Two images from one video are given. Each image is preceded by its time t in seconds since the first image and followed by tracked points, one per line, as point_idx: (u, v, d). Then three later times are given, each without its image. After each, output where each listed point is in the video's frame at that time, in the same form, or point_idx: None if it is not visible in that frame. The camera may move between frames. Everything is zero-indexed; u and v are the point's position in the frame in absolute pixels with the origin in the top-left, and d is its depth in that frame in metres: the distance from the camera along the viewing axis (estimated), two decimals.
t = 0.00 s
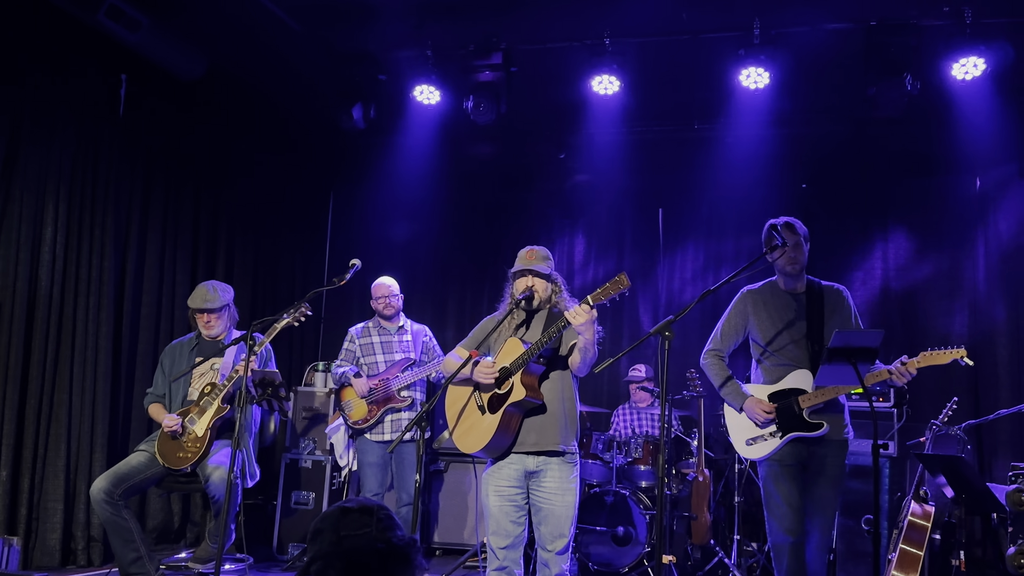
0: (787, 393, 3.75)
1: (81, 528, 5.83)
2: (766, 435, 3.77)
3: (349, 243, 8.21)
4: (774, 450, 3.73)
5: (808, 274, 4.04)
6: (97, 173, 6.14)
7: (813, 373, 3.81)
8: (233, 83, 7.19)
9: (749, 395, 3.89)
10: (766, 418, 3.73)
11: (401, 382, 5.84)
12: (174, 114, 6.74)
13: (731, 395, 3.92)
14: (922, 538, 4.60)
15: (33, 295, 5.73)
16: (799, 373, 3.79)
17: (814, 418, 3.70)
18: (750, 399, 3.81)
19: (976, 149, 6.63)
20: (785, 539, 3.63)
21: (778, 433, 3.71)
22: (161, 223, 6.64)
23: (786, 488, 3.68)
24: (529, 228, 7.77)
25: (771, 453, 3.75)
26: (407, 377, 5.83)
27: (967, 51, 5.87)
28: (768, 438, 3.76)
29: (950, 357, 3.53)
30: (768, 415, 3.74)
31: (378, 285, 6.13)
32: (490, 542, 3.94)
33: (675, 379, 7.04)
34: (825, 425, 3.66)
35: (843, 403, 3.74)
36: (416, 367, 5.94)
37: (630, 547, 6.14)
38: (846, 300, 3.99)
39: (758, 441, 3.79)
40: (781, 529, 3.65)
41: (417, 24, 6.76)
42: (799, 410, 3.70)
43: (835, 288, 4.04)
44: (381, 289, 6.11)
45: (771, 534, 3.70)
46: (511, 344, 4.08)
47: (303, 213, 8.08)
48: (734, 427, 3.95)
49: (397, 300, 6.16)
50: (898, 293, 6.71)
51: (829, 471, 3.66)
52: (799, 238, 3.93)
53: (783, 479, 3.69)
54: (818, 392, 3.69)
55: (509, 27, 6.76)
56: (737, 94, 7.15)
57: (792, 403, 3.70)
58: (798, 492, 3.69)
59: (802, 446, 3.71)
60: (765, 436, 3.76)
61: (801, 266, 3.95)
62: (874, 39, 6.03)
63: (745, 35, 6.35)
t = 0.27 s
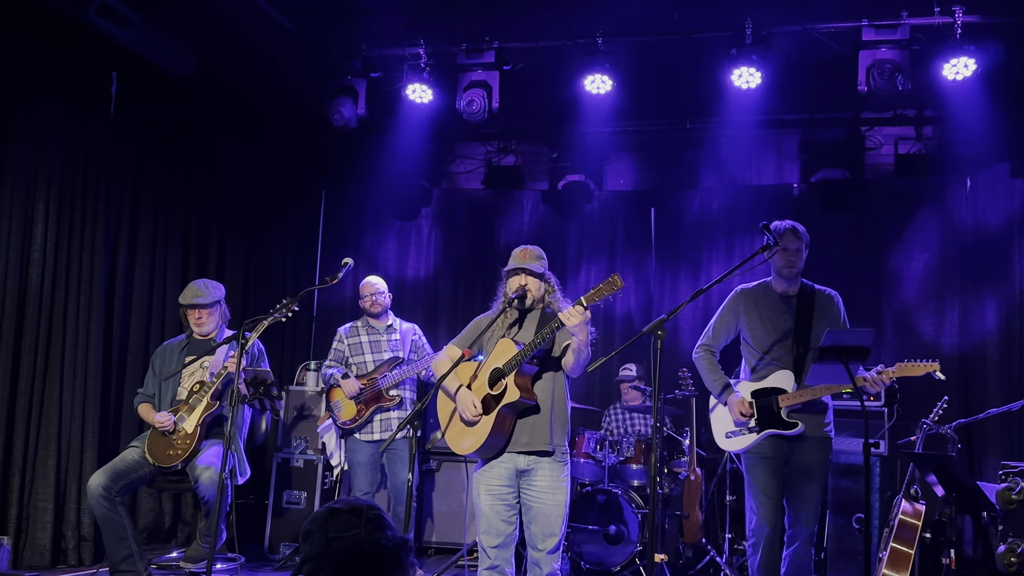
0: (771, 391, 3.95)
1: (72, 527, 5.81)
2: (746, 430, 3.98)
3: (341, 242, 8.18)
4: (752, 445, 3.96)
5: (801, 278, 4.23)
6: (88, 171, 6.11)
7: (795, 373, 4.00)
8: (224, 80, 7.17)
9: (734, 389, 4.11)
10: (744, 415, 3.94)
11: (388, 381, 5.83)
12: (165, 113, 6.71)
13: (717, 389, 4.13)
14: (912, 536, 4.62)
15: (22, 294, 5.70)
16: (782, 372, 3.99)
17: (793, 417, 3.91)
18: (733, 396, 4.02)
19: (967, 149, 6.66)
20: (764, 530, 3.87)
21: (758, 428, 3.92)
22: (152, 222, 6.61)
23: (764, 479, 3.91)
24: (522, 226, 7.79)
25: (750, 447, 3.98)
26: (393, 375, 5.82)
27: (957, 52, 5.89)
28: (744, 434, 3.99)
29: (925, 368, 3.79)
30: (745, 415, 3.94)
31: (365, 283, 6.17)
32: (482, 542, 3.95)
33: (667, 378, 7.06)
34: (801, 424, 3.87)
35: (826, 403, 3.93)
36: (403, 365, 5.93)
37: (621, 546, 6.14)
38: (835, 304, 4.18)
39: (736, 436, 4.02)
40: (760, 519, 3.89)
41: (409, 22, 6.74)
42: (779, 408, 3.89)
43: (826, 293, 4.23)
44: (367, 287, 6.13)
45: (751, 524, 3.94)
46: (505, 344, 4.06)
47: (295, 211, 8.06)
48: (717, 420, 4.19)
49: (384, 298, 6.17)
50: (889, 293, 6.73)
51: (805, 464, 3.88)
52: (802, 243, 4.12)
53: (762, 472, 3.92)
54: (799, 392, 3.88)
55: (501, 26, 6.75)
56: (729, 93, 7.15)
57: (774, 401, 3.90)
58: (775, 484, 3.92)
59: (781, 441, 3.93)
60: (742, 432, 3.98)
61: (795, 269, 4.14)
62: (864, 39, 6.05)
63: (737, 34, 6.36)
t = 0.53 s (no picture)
0: (762, 389, 4.14)
1: (75, 524, 5.84)
2: (739, 427, 4.16)
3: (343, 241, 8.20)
4: (745, 442, 4.13)
5: (796, 279, 4.39)
6: (91, 171, 6.13)
7: (785, 372, 4.20)
8: (226, 79, 7.19)
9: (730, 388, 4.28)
10: (739, 411, 4.12)
11: (388, 379, 5.84)
12: (168, 113, 6.73)
13: (711, 387, 4.31)
14: (913, 534, 4.63)
15: (26, 294, 5.72)
16: (773, 370, 4.18)
17: (785, 414, 4.07)
18: (727, 393, 4.20)
19: (967, 148, 6.66)
20: (747, 526, 4.08)
21: (751, 425, 4.11)
22: (155, 221, 6.64)
23: (753, 479, 4.11)
24: (524, 225, 7.82)
25: (743, 444, 4.15)
26: (391, 373, 5.85)
27: (958, 51, 5.89)
28: (740, 430, 4.16)
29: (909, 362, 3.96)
30: (741, 407, 4.13)
31: (367, 284, 6.17)
32: (483, 539, 3.97)
33: (668, 376, 7.07)
34: (792, 421, 4.03)
35: (817, 400, 4.08)
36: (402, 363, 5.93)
37: (623, 544, 6.16)
38: (827, 306, 4.34)
39: (731, 433, 4.20)
40: (745, 515, 4.09)
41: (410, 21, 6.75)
42: (771, 406, 4.07)
43: (819, 294, 4.39)
44: (368, 287, 6.14)
45: (737, 520, 4.14)
46: (507, 341, 4.08)
47: (297, 210, 8.08)
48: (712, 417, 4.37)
49: (386, 298, 6.16)
50: (890, 291, 6.74)
51: (794, 460, 4.05)
52: (801, 244, 4.25)
53: (750, 470, 4.13)
54: (789, 390, 4.05)
55: (502, 26, 6.76)
56: (731, 92, 7.16)
57: (767, 399, 4.08)
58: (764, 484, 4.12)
59: (771, 438, 4.10)
60: (737, 428, 4.16)
61: (792, 269, 4.27)
62: (866, 38, 6.06)
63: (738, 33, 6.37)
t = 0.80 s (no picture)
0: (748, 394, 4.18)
1: (75, 525, 5.83)
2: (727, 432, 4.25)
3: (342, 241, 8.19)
4: (733, 449, 4.20)
5: (779, 283, 4.39)
6: (90, 171, 6.13)
7: (769, 377, 4.24)
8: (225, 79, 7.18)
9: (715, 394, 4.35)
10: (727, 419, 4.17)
11: (386, 379, 5.82)
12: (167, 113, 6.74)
13: (699, 394, 4.38)
14: (913, 534, 4.63)
15: (26, 294, 5.72)
16: (756, 376, 4.22)
17: (770, 419, 4.13)
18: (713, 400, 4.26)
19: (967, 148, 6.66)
20: (742, 528, 4.11)
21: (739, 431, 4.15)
22: (155, 221, 6.64)
23: (744, 480, 4.16)
24: (523, 225, 7.80)
25: (731, 449, 4.22)
26: (389, 375, 5.84)
27: (958, 51, 5.89)
28: (728, 437, 4.24)
29: (884, 369, 4.08)
30: (728, 418, 4.16)
31: (374, 284, 6.16)
32: (482, 539, 3.97)
33: (668, 376, 7.06)
34: (778, 427, 4.09)
35: (801, 403, 4.14)
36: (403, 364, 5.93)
37: (622, 544, 6.15)
38: (809, 309, 4.34)
39: (719, 439, 4.28)
40: (739, 518, 4.12)
41: (409, 21, 6.76)
42: (758, 412, 4.12)
43: (802, 298, 4.38)
44: (375, 288, 6.13)
45: (732, 524, 4.17)
46: (505, 343, 4.06)
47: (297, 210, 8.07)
48: (701, 421, 4.46)
49: (392, 298, 6.14)
50: (890, 291, 6.73)
51: (784, 461, 4.09)
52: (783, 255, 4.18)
53: (740, 474, 4.17)
54: (773, 395, 4.11)
55: (501, 26, 6.75)
56: (730, 92, 7.16)
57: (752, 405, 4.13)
58: (754, 485, 4.16)
59: (758, 441, 4.16)
60: (725, 435, 4.24)
61: (774, 275, 4.26)
62: (865, 38, 6.05)
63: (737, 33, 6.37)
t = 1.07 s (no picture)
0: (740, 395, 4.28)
1: (78, 525, 5.83)
2: (722, 431, 4.33)
3: (345, 242, 8.19)
4: (730, 447, 4.29)
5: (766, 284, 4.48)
6: (93, 171, 6.13)
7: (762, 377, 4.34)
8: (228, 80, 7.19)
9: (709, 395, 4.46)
10: (720, 414, 4.27)
11: (394, 377, 5.79)
12: (170, 113, 6.74)
13: (693, 395, 4.48)
14: (917, 534, 4.62)
15: (29, 293, 5.73)
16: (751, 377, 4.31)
17: (765, 418, 4.23)
18: (707, 398, 4.36)
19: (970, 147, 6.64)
20: (739, 523, 4.21)
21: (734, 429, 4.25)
22: (158, 220, 6.64)
23: (739, 477, 4.25)
24: (526, 225, 7.81)
25: (728, 448, 4.31)
26: (398, 373, 5.80)
27: (961, 50, 5.88)
28: (724, 435, 4.32)
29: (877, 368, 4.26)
30: (722, 411, 4.28)
31: (390, 283, 6.18)
32: (485, 538, 3.97)
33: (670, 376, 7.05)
34: (773, 425, 4.19)
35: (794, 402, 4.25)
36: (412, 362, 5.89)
37: (626, 544, 6.15)
38: (797, 308, 4.43)
39: (715, 438, 4.36)
40: (737, 514, 4.22)
41: (412, 21, 6.77)
42: (751, 410, 4.22)
43: (790, 298, 4.47)
44: (392, 286, 6.14)
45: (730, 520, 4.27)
46: (507, 341, 4.07)
47: (300, 210, 8.07)
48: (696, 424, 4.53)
49: (408, 296, 6.16)
50: (893, 291, 6.72)
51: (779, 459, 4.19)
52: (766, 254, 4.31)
53: (737, 472, 4.26)
54: (767, 395, 4.22)
55: (504, 25, 6.76)
56: (733, 92, 7.16)
57: (746, 403, 4.23)
58: (750, 481, 4.25)
59: (754, 441, 4.25)
60: (721, 433, 4.33)
61: (762, 278, 4.35)
62: (868, 37, 6.05)
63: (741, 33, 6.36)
